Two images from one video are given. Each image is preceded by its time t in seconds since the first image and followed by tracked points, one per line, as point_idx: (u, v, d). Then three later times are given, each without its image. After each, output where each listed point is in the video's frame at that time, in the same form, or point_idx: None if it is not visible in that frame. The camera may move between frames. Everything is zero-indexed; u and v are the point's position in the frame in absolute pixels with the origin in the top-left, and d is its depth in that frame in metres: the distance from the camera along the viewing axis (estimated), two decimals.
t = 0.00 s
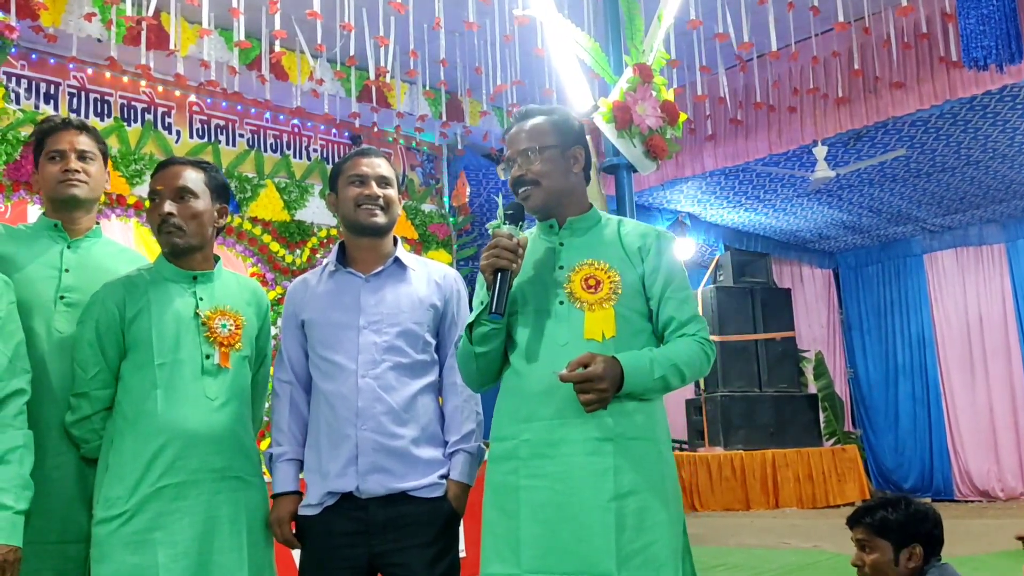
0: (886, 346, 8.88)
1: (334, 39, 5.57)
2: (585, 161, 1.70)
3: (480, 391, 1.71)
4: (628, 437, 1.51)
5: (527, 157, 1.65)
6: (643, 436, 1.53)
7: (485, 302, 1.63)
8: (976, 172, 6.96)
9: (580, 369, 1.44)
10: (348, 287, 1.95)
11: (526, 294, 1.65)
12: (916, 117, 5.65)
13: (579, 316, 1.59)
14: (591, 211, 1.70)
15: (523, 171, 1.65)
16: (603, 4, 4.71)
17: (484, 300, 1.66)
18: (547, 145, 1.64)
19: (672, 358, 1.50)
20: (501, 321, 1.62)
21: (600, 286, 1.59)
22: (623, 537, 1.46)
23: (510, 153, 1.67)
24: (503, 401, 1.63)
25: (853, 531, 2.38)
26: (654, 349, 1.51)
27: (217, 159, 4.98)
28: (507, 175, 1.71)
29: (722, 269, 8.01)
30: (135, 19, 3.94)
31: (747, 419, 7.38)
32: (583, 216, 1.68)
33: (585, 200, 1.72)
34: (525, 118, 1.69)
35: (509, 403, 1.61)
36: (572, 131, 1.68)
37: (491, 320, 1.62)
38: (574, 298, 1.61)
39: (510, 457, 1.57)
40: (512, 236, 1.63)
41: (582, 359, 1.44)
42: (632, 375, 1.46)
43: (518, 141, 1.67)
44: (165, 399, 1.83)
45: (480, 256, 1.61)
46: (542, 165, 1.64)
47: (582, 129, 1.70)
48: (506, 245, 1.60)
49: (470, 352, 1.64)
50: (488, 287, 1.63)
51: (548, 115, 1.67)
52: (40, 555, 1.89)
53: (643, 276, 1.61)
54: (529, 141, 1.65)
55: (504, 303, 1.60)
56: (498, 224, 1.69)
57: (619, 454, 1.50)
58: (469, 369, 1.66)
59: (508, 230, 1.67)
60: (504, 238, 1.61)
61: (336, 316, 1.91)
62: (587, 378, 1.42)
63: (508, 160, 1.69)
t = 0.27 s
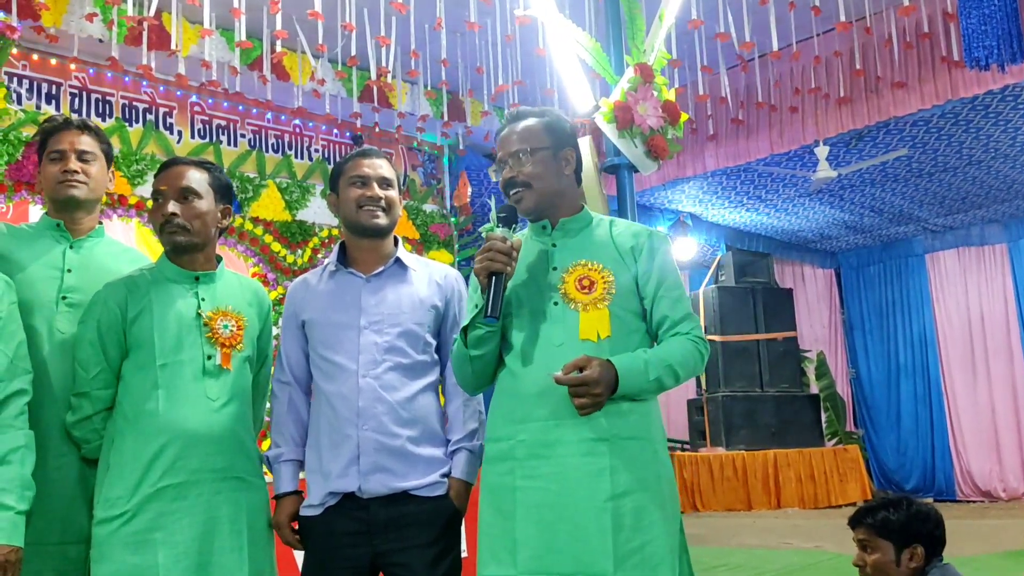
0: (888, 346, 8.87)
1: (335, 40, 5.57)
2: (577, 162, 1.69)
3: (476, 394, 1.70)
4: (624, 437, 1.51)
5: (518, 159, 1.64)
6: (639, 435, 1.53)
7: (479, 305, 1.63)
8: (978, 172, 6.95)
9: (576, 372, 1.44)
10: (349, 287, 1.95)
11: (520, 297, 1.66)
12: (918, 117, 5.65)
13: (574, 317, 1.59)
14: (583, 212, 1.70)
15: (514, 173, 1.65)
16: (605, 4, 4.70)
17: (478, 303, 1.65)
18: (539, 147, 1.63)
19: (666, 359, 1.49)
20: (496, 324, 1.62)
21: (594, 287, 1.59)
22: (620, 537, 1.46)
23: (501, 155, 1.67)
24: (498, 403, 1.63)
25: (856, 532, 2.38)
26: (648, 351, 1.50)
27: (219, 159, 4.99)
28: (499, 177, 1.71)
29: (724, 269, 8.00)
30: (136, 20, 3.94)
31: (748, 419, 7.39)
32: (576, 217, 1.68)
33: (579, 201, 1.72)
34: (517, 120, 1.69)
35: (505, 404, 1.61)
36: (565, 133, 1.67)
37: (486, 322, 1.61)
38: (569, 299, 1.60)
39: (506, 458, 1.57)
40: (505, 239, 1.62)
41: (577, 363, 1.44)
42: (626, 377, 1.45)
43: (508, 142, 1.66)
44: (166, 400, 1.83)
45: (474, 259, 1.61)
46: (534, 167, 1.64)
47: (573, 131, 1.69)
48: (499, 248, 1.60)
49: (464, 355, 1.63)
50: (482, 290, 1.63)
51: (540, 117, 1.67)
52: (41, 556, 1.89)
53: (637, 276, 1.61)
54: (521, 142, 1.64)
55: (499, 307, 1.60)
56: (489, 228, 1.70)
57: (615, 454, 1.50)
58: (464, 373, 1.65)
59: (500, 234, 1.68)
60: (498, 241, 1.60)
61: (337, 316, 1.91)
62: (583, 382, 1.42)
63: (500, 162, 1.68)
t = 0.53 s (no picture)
0: (891, 346, 8.86)
1: (337, 39, 5.58)
2: (569, 163, 1.70)
3: (473, 396, 1.70)
4: (621, 437, 1.51)
5: (511, 159, 1.64)
6: (635, 434, 1.52)
7: (475, 308, 1.63)
8: (979, 172, 6.95)
9: (573, 372, 1.44)
10: (350, 285, 1.94)
11: (517, 299, 1.64)
12: (920, 116, 5.64)
13: (570, 316, 1.58)
14: (576, 212, 1.70)
15: (507, 174, 1.65)
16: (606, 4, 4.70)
17: (474, 306, 1.65)
18: (531, 147, 1.63)
19: (663, 358, 1.49)
20: (492, 326, 1.61)
21: (590, 286, 1.59)
22: (619, 536, 1.46)
23: (493, 155, 1.67)
24: (494, 403, 1.62)
25: (856, 531, 2.37)
26: (644, 350, 1.50)
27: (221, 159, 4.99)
28: (491, 177, 1.70)
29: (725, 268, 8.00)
30: (137, 19, 3.93)
31: (750, 419, 7.38)
32: (570, 216, 1.68)
33: (570, 201, 1.71)
34: (508, 120, 1.69)
35: (502, 404, 1.60)
36: (558, 133, 1.68)
37: (483, 325, 1.61)
38: (564, 298, 1.60)
39: (504, 457, 1.56)
40: (501, 240, 1.61)
41: (574, 363, 1.44)
42: (624, 377, 1.45)
43: (501, 142, 1.66)
44: (168, 398, 1.83)
45: (469, 262, 1.60)
46: (526, 168, 1.64)
47: (565, 130, 1.68)
48: (495, 249, 1.59)
49: (461, 356, 1.63)
50: (478, 291, 1.62)
51: (531, 117, 1.67)
52: (42, 555, 1.89)
53: (632, 275, 1.61)
54: (513, 143, 1.64)
55: (495, 309, 1.59)
56: (484, 229, 1.69)
57: (614, 453, 1.49)
58: (462, 374, 1.66)
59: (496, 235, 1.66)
60: (494, 242, 1.59)
61: (338, 315, 1.91)
62: (581, 383, 1.41)
63: (492, 162, 1.68)
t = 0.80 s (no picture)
0: (893, 346, 8.85)
1: (338, 40, 5.58)
2: (566, 163, 1.69)
3: (473, 397, 1.69)
4: (620, 436, 1.51)
5: (509, 159, 1.64)
6: (634, 433, 1.52)
7: (473, 310, 1.62)
8: (981, 172, 6.95)
9: (572, 371, 1.44)
10: (349, 286, 1.94)
11: (517, 301, 1.64)
12: (922, 116, 5.64)
13: (569, 316, 1.58)
14: (574, 212, 1.70)
15: (505, 174, 1.64)
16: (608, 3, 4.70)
17: (473, 308, 1.64)
18: (529, 147, 1.63)
19: (662, 357, 1.49)
20: (491, 328, 1.60)
21: (589, 286, 1.59)
22: (619, 536, 1.46)
23: (492, 156, 1.66)
24: (493, 403, 1.62)
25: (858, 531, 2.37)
26: (644, 350, 1.50)
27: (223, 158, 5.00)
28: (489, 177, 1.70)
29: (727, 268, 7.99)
30: (138, 19, 3.93)
31: (752, 419, 7.38)
32: (568, 216, 1.68)
33: (568, 201, 1.71)
34: (504, 121, 1.68)
35: (501, 404, 1.60)
36: (556, 134, 1.67)
37: (481, 326, 1.60)
38: (563, 298, 1.60)
39: (503, 457, 1.56)
40: (498, 242, 1.60)
41: (574, 363, 1.44)
42: (623, 377, 1.45)
43: (500, 142, 1.66)
44: (171, 397, 1.83)
45: (467, 264, 1.59)
46: (524, 168, 1.63)
47: (563, 131, 1.68)
48: (493, 251, 1.58)
49: (459, 359, 1.62)
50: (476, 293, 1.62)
51: (528, 118, 1.66)
52: (44, 556, 1.88)
53: (631, 275, 1.61)
54: (510, 142, 1.64)
55: (494, 311, 1.58)
56: (482, 230, 1.68)
57: (614, 452, 1.49)
58: (460, 376, 1.65)
59: (493, 237, 1.65)
60: (491, 244, 1.58)
61: (338, 315, 1.91)
62: (581, 382, 1.41)
63: (490, 162, 1.68)
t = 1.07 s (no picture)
0: (895, 347, 8.84)
1: (340, 40, 5.59)
2: (568, 163, 1.69)
3: (471, 394, 1.70)
4: (618, 436, 1.51)
5: (511, 158, 1.64)
6: (633, 433, 1.52)
7: (471, 309, 1.62)
8: (983, 172, 6.94)
9: (568, 372, 1.44)
10: (346, 287, 1.94)
11: (517, 299, 1.64)
12: (923, 116, 5.63)
13: (568, 316, 1.58)
14: (574, 211, 1.70)
15: (507, 173, 1.64)
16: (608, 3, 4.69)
17: (470, 306, 1.64)
18: (532, 147, 1.63)
19: (660, 357, 1.49)
20: (489, 327, 1.60)
21: (588, 286, 1.59)
22: (617, 536, 1.46)
23: (493, 155, 1.66)
24: (493, 404, 1.62)
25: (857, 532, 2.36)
26: (642, 351, 1.49)
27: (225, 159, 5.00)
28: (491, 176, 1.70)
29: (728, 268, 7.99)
30: (139, 19, 3.93)
31: (754, 419, 7.37)
32: (568, 215, 1.68)
33: (569, 200, 1.71)
34: (508, 120, 1.68)
35: (500, 405, 1.60)
36: (558, 133, 1.67)
37: (478, 325, 1.61)
38: (562, 298, 1.60)
39: (502, 457, 1.56)
40: (497, 241, 1.60)
41: (572, 363, 1.44)
42: (621, 377, 1.45)
43: (501, 142, 1.66)
44: (173, 397, 1.83)
45: (465, 262, 1.59)
46: (526, 168, 1.63)
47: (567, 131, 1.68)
48: (491, 251, 1.58)
49: (457, 357, 1.63)
50: (474, 292, 1.62)
51: (531, 117, 1.66)
52: (46, 556, 1.88)
53: (630, 275, 1.61)
54: (513, 142, 1.63)
55: (491, 310, 1.58)
56: (481, 230, 1.67)
57: (612, 452, 1.49)
58: (458, 373, 1.65)
59: (492, 237, 1.65)
60: (490, 244, 1.58)
61: (336, 316, 1.91)
62: (578, 382, 1.41)
63: (492, 161, 1.68)
